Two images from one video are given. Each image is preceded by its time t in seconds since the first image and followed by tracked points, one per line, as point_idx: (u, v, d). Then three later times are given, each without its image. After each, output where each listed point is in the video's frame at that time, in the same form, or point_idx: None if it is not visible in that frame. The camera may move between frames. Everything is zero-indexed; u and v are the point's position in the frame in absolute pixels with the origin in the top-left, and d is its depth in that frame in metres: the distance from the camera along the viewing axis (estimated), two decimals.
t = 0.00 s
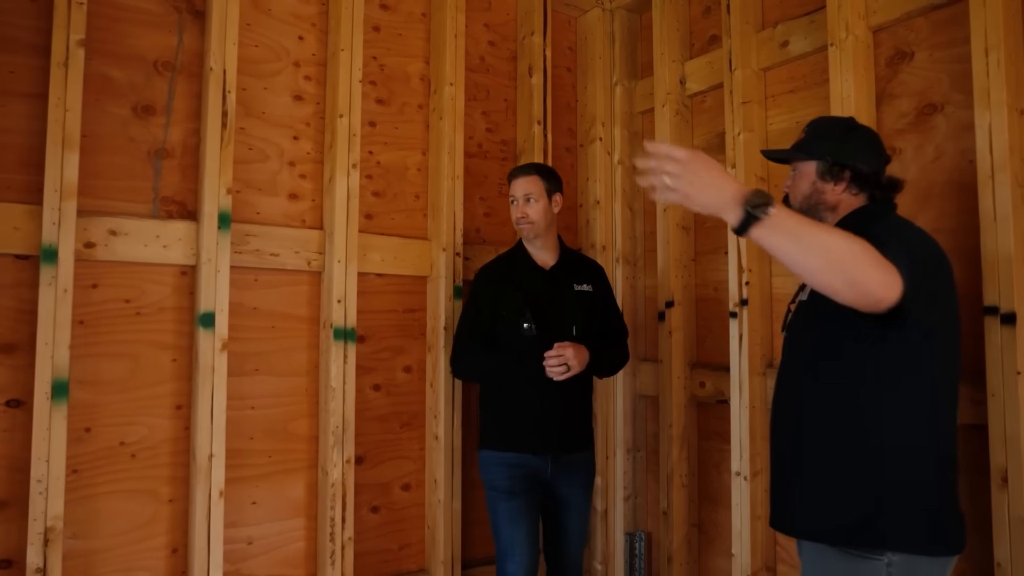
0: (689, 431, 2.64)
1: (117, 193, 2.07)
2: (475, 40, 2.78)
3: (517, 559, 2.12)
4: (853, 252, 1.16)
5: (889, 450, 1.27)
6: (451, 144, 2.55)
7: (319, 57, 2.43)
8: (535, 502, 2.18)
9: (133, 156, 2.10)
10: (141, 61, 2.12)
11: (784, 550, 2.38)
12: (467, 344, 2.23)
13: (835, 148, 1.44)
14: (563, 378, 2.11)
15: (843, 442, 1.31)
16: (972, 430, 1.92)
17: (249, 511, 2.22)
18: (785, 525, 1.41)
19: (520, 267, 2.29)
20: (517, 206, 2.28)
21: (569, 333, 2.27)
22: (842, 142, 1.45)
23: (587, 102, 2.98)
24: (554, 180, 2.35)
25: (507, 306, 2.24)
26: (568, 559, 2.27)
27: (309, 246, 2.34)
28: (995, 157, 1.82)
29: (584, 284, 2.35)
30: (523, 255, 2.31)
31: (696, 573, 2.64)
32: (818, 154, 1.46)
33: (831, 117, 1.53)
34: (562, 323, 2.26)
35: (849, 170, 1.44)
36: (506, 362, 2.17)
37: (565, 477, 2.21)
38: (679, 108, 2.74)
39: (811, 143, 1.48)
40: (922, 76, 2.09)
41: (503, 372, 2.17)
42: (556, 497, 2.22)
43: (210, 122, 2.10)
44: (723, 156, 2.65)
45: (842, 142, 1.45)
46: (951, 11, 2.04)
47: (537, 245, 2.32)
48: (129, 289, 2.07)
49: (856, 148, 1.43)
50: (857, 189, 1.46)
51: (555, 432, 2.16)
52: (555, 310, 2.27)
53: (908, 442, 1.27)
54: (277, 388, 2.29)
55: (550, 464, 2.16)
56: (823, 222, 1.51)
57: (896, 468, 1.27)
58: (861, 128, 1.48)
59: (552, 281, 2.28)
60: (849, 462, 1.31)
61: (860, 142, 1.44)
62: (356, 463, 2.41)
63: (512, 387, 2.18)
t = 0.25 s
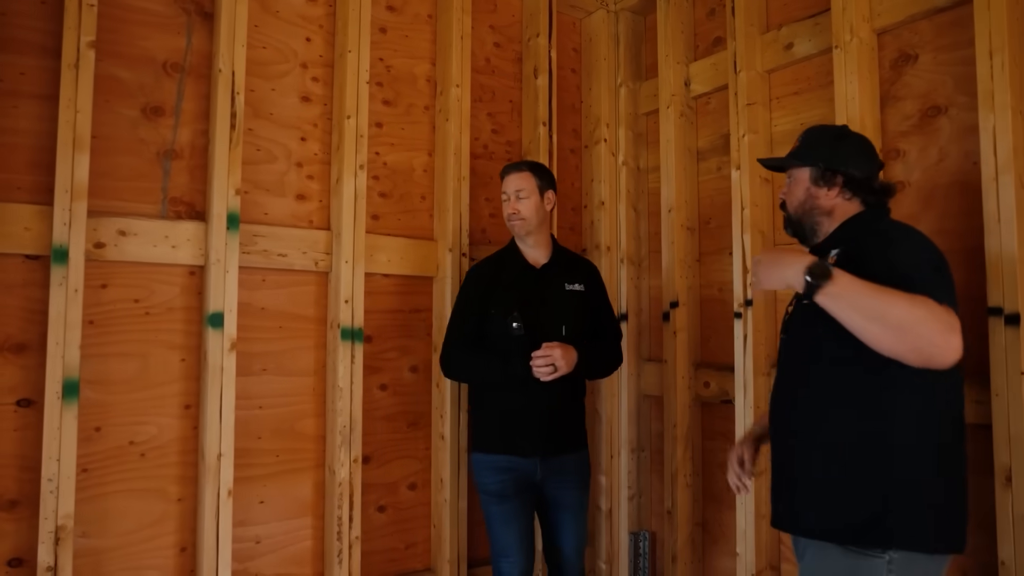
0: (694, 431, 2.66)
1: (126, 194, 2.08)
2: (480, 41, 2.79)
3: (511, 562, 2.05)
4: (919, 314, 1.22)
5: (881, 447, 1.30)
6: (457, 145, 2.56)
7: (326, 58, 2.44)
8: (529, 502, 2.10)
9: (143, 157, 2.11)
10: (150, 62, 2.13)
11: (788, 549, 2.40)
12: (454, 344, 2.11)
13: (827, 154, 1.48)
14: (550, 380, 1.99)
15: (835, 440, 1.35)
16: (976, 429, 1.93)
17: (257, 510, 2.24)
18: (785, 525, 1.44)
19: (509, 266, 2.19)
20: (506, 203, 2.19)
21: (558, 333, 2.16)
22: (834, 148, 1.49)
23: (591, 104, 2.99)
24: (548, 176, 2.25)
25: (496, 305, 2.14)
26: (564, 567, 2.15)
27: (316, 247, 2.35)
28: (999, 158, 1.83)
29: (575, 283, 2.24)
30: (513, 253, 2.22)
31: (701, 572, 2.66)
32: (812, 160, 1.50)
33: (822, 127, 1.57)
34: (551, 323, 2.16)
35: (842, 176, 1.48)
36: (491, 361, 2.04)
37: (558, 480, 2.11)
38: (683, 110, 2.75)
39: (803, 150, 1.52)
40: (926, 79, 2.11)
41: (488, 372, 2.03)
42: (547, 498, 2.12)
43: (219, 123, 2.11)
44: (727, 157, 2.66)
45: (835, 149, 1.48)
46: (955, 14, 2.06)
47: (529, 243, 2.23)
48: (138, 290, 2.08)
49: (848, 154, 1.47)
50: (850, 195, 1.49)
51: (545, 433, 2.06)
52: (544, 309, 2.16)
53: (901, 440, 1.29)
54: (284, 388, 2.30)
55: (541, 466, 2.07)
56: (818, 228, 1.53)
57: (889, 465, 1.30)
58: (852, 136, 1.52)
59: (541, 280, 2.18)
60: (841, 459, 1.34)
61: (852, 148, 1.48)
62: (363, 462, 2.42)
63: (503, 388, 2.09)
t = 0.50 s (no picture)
0: (694, 432, 2.67)
1: (131, 197, 2.10)
2: (482, 44, 2.80)
3: (504, 566, 2.01)
4: (943, 347, 1.19)
5: (875, 445, 1.32)
6: (459, 148, 2.57)
7: (329, 61, 2.46)
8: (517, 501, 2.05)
9: (147, 160, 2.13)
10: (154, 65, 2.14)
11: (788, 549, 2.41)
12: (438, 347, 2.08)
13: (818, 156, 1.51)
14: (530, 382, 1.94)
15: (828, 440, 1.38)
16: (975, 430, 1.95)
17: (260, 511, 2.25)
18: (787, 525, 1.47)
19: (494, 268, 2.16)
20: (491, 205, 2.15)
21: (543, 334, 2.11)
22: (823, 150, 1.51)
23: (592, 106, 3.00)
24: (535, 178, 2.21)
25: (479, 308, 2.10)
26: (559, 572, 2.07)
27: (319, 249, 2.37)
28: (998, 162, 1.85)
29: (562, 284, 2.20)
30: (500, 255, 2.19)
31: (701, 572, 2.67)
32: (803, 162, 1.52)
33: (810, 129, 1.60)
34: (535, 324, 2.11)
35: (832, 177, 1.51)
36: (473, 364, 2.00)
37: (547, 482, 2.05)
38: (684, 112, 2.77)
39: (793, 152, 1.54)
40: (925, 82, 2.13)
41: (471, 376, 1.99)
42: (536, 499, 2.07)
43: (223, 126, 2.13)
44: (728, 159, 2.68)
45: (826, 151, 1.51)
46: (954, 18, 2.07)
47: (515, 246, 2.19)
48: (142, 292, 2.09)
49: (838, 156, 1.50)
50: (840, 196, 1.52)
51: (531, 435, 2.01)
52: (528, 311, 2.12)
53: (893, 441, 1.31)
54: (287, 390, 2.31)
55: (528, 468, 2.01)
56: (808, 229, 1.55)
57: (879, 468, 1.32)
58: (839, 139, 1.55)
59: (525, 282, 2.14)
60: (836, 458, 1.37)
61: (842, 151, 1.51)
62: (365, 463, 2.43)
63: (487, 390, 2.05)
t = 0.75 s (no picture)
0: (690, 433, 2.69)
1: (130, 200, 2.11)
2: (480, 47, 2.82)
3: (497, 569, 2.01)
4: (952, 366, 1.18)
5: (875, 452, 1.34)
6: (456, 151, 2.59)
7: (328, 65, 2.47)
8: (506, 504, 2.05)
9: (146, 163, 2.14)
10: (154, 69, 2.16)
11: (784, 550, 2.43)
12: (425, 352, 2.09)
13: (800, 163, 1.53)
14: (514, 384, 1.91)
15: (828, 446, 1.39)
16: (968, 432, 1.97)
17: (258, 513, 2.26)
18: (790, 529, 1.48)
19: (479, 270, 2.16)
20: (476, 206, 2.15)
21: (528, 336, 2.10)
22: (804, 157, 1.54)
23: (589, 109, 3.02)
24: (519, 178, 2.21)
25: (464, 310, 2.11)
26: None
27: (318, 252, 2.38)
28: (990, 166, 1.87)
29: (547, 285, 2.18)
30: (486, 257, 2.20)
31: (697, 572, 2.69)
32: (785, 170, 1.55)
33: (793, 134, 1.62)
34: (520, 325, 2.10)
35: (815, 183, 1.53)
36: (458, 367, 2.01)
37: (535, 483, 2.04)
38: (680, 116, 2.79)
39: (776, 160, 1.57)
40: (919, 87, 2.15)
41: (456, 379, 2.00)
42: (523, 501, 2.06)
43: (222, 129, 2.14)
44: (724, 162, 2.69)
45: (808, 158, 1.54)
46: (947, 24, 2.09)
47: (500, 247, 2.20)
48: (142, 295, 2.10)
49: (820, 162, 1.52)
50: (824, 202, 1.54)
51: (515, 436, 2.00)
52: (512, 312, 2.11)
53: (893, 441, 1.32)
54: (285, 392, 2.32)
55: (513, 470, 1.99)
56: (794, 235, 1.58)
57: (880, 471, 1.33)
58: (822, 144, 1.57)
59: (510, 284, 2.13)
60: (836, 465, 1.38)
61: (824, 156, 1.53)
62: (363, 465, 2.45)
63: (472, 394, 2.05)
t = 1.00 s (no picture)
0: (686, 434, 2.71)
1: (128, 204, 2.12)
2: (476, 51, 2.83)
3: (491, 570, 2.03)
4: (962, 380, 1.19)
5: (876, 464, 1.34)
6: (453, 154, 2.59)
7: (324, 69, 2.48)
8: (495, 505, 2.04)
9: (143, 167, 2.15)
10: (151, 73, 2.16)
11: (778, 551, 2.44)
12: (417, 357, 2.12)
13: (796, 164, 1.55)
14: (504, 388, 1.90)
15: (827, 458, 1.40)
16: (960, 434, 1.99)
17: (255, 515, 2.27)
18: (789, 540, 1.49)
19: (469, 275, 2.18)
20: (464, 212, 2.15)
21: (516, 339, 2.09)
22: (800, 157, 1.56)
23: (585, 112, 3.03)
24: (506, 182, 2.21)
25: (453, 314, 2.13)
26: None
27: (315, 255, 2.39)
28: (982, 171, 1.89)
29: (537, 288, 2.16)
30: (476, 262, 2.21)
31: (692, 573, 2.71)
32: (781, 172, 1.57)
33: (789, 131, 1.64)
34: (508, 328, 2.10)
35: (811, 185, 1.55)
36: (445, 370, 2.04)
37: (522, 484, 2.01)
38: (675, 119, 2.80)
39: (772, 161, 1.59)
40: (912, 92, 2.16)
41: (444, 383, 2.02)
42: (513, 502, 2.04)
43: (219, 133, 2.15)
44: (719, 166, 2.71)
45: (802, 157, 1.56)
46: (939, 29, 2.11)
47: (490, 251, 2.20)
48: (140, 298, 2.11)
49: (816, 163, 1.54)
50: (820, 203, 1.56)
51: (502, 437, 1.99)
52: (501, 315, 2.11)
53: (896, 456, 1.33)
54: (283, 395, 2.33)
55: (500, 472, 1.99)
56: (791, 237, 1.61)
57: (882, 485, 1.34)
58: (819, 142, 1.59)
59: (499, 288, 2.13)
60: (836, 477, 1.39)
61: (820, 156, 1.55)
62: (360, 467, 2.46)
63: (461, 397, 2.06)
